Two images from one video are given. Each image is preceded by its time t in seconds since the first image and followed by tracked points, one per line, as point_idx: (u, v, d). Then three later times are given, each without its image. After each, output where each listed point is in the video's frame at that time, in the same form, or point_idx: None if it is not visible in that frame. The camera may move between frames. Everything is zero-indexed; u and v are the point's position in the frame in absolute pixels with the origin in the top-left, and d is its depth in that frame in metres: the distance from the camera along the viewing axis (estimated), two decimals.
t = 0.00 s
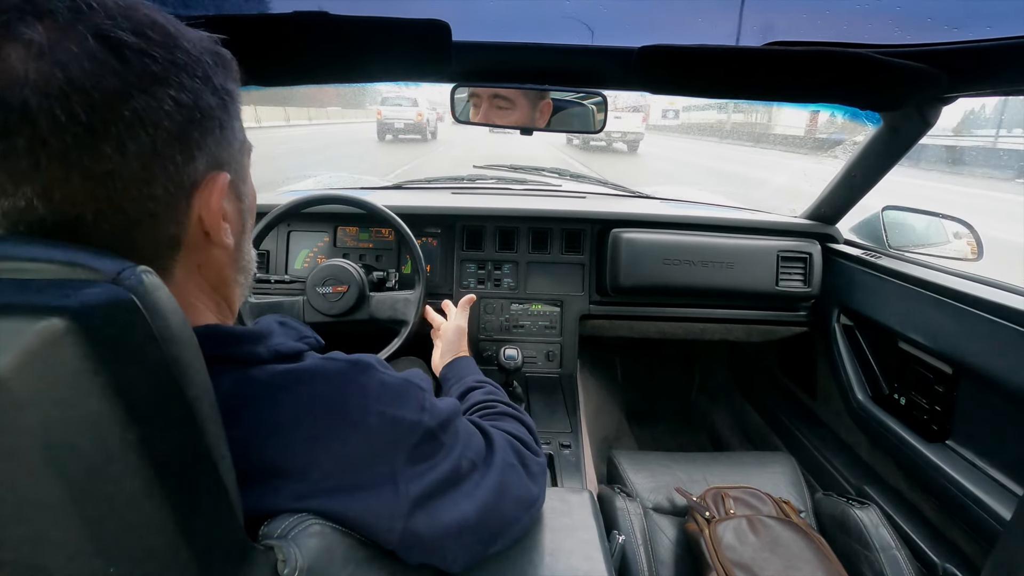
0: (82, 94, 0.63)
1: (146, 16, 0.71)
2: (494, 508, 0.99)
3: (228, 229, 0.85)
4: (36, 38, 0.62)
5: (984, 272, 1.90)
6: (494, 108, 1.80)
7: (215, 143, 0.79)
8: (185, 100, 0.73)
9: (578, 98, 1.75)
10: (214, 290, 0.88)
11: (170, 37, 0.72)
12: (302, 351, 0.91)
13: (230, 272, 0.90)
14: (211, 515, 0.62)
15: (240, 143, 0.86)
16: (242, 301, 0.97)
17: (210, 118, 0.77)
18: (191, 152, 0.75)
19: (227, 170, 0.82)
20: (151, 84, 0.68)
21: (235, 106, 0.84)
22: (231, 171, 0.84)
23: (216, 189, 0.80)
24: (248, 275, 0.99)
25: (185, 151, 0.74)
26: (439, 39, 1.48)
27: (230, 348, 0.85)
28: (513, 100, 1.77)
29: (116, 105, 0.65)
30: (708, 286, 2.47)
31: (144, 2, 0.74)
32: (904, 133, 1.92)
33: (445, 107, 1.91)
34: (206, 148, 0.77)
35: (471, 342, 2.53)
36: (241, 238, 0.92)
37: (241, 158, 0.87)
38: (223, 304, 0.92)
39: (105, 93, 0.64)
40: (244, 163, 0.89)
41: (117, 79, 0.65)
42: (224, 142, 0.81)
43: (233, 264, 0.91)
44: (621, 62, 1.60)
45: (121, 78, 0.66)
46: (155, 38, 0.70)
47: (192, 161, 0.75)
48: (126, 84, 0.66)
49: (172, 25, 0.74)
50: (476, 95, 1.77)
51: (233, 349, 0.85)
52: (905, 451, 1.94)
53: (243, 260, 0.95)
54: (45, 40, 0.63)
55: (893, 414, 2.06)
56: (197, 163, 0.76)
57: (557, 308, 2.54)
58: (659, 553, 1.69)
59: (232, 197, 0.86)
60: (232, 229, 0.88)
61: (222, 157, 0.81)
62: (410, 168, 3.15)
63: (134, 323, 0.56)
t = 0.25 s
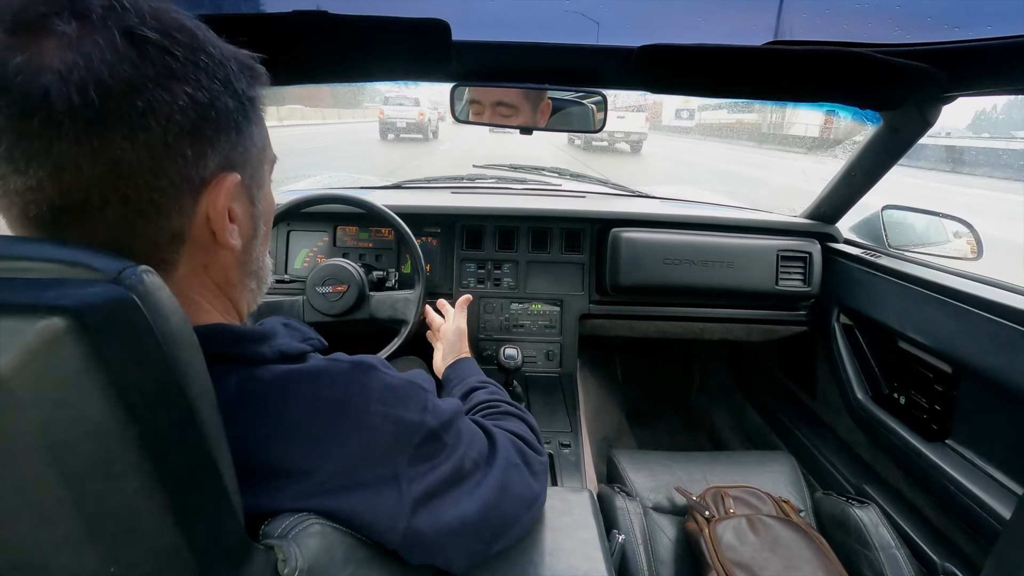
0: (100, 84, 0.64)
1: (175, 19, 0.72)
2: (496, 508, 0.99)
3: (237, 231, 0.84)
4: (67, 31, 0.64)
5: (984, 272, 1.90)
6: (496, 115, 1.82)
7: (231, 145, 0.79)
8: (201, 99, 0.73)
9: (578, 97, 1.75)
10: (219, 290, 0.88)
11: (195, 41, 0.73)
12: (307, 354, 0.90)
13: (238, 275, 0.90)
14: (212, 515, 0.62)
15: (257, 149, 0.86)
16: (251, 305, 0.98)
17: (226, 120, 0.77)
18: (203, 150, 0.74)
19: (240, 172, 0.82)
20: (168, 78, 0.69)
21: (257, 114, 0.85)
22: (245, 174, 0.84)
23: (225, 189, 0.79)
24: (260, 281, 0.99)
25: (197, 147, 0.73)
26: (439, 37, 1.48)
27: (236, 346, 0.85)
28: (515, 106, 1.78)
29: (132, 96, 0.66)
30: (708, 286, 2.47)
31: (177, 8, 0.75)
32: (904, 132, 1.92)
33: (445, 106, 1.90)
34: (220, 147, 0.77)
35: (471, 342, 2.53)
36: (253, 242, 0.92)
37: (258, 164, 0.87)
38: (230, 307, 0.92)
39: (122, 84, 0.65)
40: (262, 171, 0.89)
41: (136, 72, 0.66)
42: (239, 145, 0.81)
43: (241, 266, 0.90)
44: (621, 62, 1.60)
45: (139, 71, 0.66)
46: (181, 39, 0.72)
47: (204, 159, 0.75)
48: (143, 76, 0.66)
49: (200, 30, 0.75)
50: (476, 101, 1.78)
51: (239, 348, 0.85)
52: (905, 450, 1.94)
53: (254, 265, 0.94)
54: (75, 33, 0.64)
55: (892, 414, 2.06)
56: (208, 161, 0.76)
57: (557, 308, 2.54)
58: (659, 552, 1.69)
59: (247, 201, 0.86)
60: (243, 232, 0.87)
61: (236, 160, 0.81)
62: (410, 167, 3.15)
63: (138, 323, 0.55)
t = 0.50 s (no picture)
0: (130, 88, 0.64)
1: (193, 21, 0.72)
2: (497, 507, 0.99)
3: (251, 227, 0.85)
4: (93, 35, 0.64)
5: (983, 271, 1.91)
6: (490, 113, 1.82)
7: (247, 143, 0.80)
8: (222, 100, 0.74)
9: (577, 97, 1.74)
10: (230, 284, 0.88)
11: (212, 42, 0.74)
12: (308, 352, 0.91)
13: (247, 269, 0.90)
14: (212, 513, 0.63)
15: (269, 147, 0.87)
16: (252, 299, 0.97)
17: (244, 120, 0.78)
18: (223, 149, 0.76)
19: (256, 169, 0.83)
20: (193, 81, 0.70)
21: (269, 111, 0.86)
22: (259, 172, 0.85)
23: (245, 187, 0.80)
24: (263, 275, 0.99)
25: (219, 147, 0.75)
26: (438, 37, 1.48)
27: (238, 344, 0.84)
28: (510, 106, 1.77)
29: (160, 100, 0.67)
30: (708, 285, 2.47)
31: (191, 10, 0.76)
32: (903, 132, 1.92)
33: (444, 106, 1.90)
34: (239, 146, 0.78)
35: (471, 341, 2.53)
36: (260, 237, 0.92)
37: (268, 162, 0.88)
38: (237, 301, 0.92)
39: (151, 89, 0.66)
40: (271, 166, 0.89)
41: (163, 76, 0.67)
42: (254, 144, 0.82)
43: (251, 261, 0.91)
44: (621, 61, 1.60)
45: (166, 76, 0.67)
46: (200, 42, 0.72)
47: (225, 159, 0.76)
48: (171, 81, 0.68)
49: (215, 30, 0.76)
50: (471, 99, 1.77)
51: (241, 346, 0.84)
52: (905, 449, 1.94)
53: (261, 258, 0.94)
54: (102, 38, 0.64)
55: (892, 413, 2.06)
56: (229, 160, 0.77)
57: (556, 308, 2.54)
58: (659, 552, 1.69)
59: (258, 197, 0.87)
60: (255, 227, 0.88)
61: (251, 157, 0.82)
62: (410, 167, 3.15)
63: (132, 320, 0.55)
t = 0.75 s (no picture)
0: (107, 98, 0.64)
1: (170, 23, 0.71)
2: (497, 508, 0.99)
3: (244, 230, 0.85)
4: (64, 44, 0.63)
5: (984, 271, 1.90)
6: (493, 109, 1.80)
7: (234, 146, 0.79)
8: (205, 105, 0.73)
9: (577, 97, 1.75)
10: (225, 288, 0.88)
11: (194, 43, 0.73)
12: (308, 354, 0.91)
13: (242, 271, 0.90)
14: (212, 515, 0.63)
15: (257, 145, 0.86)
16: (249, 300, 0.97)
17: (230, 123, 0.78)
18: (210, 154, 0.75)
19: (245, 173, 0.82)
20: (174, 89, 0.69)
21: (255, 108, 0.85)
22: (248, 173, 0.84)
23: (233, 191, 0.80)
24: (258, 274, 0.99)
25: (205, 153, 0.74)
26: (438, 38, 1.48)
27: (237, 347, 0.84)
28: (513, 102, 1.78)
29: (140, 110, 0.66)
30: (709, 285, 2.47)
31: (169, 9, 0.74)
32: (904, 132, 1.92)
33: (444, 106, 1.90)
34: (225, 150, 0.78)
35: (471, 342, 2.53)
36: (253, 238, 0.92)
37: (258, 160, 0.87)
38: (234, 303, 0.92)
39: (130, 98, 0.65)
40: (261, 164, 0.89)
41: (142, 85, 0.66)
42: (242, 145, 0.81)
43: (245, 263, 0.91)
44: (620, 61, 1.60)
45: (145, 84, 0.66)
46: (179, 45, 0.71)
47: (211, 165, 0.76)
48: (150, 90, 0.67)
49: (195, 30, 0.74)
50: (473, 95, 1.77)
51: (240, 349, 0.85)
52: (906, 450, 1.94)
53: (255, 259, 0.94)
54: (74, 47, 0.63)
55: (893, 413, 2.06)
56: (216, 165, 0.76)
57: (557, 308, 2.54)
58: (659, 552, 1.69)
59: (249, 198, 0.86)
60: (248, 229, 0.88)
61: (239, 159, 0.81)
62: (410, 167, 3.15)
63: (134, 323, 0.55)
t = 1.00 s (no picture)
0: (95, 95, 0.64)
1: (162, 20, 0.71)
2: (497, 507, 0.99)
3: (238, 229, 0.85)
4: (54, 41, 0.63)
5: (985, 271, 1.90)
6: (495, 108, 1.82)
7: (227, 144, 0.79)
8: (196, 102, 0.73)
9: (578, 97, 1.75)
10: (221, 288, 0.88)
11: (185, 41, 0.73)
12: (307, 354, 0.91)
13: (237, 271, 0.90)
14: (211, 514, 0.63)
15: (251, 144, 0.86)
16: (247, 300, 0.97)
17: (222, 121, 0.77)
18: (201, 153, 0.75)
19: (238, 171, 0.82)
20: (164, 86, 0.69)
21: (249, 106, 0.85)
22: (242, 172, 0.84)
23: (227, 190, 0.80)
24: (256, 275, 0.99)
25: (197, 152, 0.74)
26: (439, 37, 1.48)
27: (236, 348, 0.85)
28: (515, 101, 1.79)
29: (130, 107, 0.66)
30: (709, 285, 2.47)
31: (162, 6, 0.74)
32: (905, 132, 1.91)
33: (444, 105, 1.91)
34: (218, 148, 0.77)
35: (471, 341, 2.52)
36: (249, 238, 0.92)
37: (252, 159, 0.87)
38: (230, 303, 0.92)
39: (119, 95, 0.65)
40: (256, 164, 0.89)
41: (131, 82, 0.66)
42: (235, 143, 0.81)
43: (241, 262, 0.91)
44: (621, 61, 1.60)
45: (134, 81, 0.66)
46: (169, 42, 0.71)
47: (203, 163, 0.75)
48: (140, 87, 0.67)
49: (187, 28, 0.75)
50: (476, 94, 1.78)
51: (239, 350, 0.85)
52: (906, 450, 1.94)
53: (252, 259, 0.95)
54: (63, 43, 0.63)
55: (892, 413, 2.06)
56: (208, 164, 0.76)
57: (557, 308, 2.54)
58: (659, 552, 1.69)
59: (243, 197, 0.86)
60: (242, 229, 0.88)
61: (233, 158, 0.81)
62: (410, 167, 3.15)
63: (131, 323, 0.55)
